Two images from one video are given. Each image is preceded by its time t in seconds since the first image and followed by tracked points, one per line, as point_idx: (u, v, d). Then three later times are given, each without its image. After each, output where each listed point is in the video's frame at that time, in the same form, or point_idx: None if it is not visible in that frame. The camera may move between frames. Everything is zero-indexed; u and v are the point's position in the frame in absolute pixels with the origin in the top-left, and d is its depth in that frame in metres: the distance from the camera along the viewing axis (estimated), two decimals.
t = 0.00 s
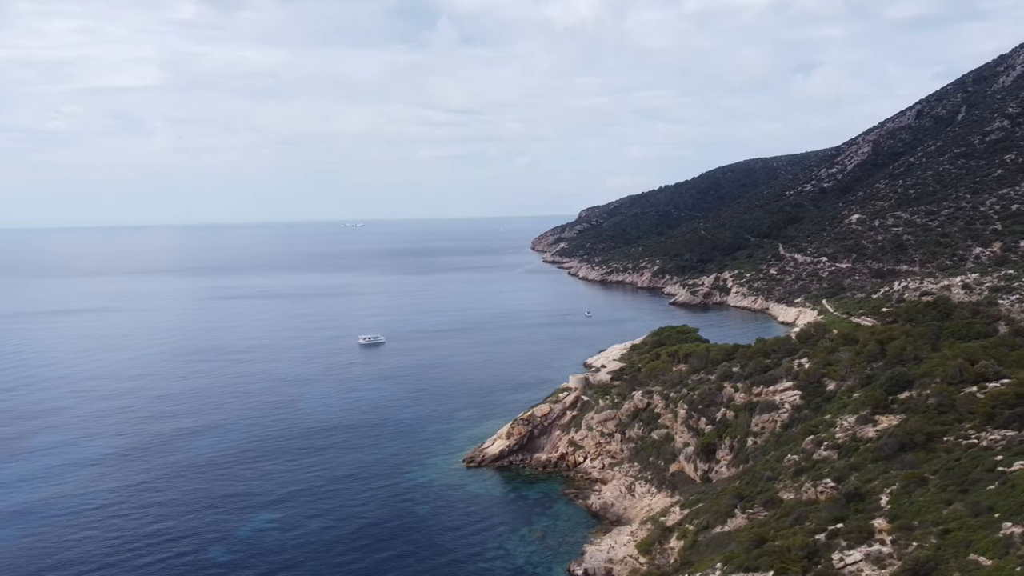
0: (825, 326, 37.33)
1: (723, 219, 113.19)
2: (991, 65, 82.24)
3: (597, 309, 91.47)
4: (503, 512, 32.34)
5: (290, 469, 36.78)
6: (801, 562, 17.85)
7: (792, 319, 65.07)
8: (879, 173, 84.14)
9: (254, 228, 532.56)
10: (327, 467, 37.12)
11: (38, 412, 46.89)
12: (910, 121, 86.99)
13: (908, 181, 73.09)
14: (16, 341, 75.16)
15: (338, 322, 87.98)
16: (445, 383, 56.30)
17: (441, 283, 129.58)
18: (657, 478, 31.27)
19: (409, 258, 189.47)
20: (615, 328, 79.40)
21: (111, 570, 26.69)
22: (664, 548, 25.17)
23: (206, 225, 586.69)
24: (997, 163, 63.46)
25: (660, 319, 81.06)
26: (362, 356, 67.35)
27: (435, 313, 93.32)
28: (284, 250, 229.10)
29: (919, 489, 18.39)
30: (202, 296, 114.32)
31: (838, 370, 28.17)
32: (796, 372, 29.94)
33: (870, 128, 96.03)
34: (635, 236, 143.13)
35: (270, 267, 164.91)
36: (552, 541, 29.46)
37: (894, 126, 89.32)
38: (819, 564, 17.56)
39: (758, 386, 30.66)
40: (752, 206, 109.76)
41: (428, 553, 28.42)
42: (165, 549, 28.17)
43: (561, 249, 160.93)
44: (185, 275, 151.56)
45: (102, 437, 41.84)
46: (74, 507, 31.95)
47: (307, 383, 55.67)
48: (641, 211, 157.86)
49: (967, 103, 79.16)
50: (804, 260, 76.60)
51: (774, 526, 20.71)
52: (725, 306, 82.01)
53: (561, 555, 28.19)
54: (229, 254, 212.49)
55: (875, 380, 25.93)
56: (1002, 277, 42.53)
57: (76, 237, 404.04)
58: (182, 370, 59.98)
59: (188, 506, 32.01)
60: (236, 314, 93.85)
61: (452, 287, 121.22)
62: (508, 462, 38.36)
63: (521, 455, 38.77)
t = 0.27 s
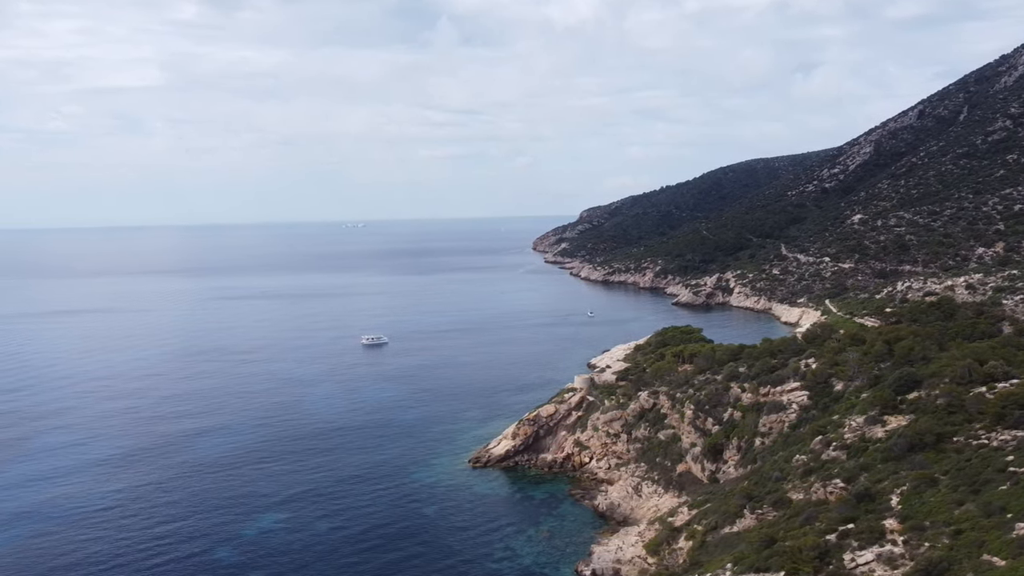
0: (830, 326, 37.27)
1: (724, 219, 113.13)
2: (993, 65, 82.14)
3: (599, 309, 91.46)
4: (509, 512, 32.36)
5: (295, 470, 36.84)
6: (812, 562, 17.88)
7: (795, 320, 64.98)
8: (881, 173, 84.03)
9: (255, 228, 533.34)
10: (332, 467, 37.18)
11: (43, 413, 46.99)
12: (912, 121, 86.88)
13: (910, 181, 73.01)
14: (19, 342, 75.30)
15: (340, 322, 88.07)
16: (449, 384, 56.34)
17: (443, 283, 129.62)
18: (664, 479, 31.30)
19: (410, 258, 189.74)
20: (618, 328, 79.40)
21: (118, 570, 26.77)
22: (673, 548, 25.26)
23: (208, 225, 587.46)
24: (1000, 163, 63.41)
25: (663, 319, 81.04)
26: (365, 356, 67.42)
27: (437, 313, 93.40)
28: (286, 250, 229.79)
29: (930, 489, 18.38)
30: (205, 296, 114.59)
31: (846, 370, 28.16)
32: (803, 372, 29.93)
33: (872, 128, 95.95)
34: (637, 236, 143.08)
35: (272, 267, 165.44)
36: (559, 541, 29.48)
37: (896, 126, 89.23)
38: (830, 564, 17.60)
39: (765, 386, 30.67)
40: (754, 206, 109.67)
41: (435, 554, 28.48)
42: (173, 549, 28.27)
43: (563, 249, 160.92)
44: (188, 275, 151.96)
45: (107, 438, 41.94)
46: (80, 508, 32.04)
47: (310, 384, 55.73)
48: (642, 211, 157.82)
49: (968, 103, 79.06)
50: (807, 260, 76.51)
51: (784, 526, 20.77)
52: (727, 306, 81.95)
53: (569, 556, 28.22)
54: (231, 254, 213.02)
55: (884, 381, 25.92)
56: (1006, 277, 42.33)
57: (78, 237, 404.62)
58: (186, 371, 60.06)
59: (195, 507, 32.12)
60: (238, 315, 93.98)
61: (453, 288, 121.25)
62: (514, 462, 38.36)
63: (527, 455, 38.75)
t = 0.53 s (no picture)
0: (834, 326, 37.21)
1: (727, 219, 113.06)
2: (995, 65, 82.13)
3: (602, 309, 91.50)
4: (514, 512, 32.39)
5: (300, 471, 36.93)
6: (822, 562, 17.90)
7: (798, 320, 64.89)
8: (884, 173, 83.91)
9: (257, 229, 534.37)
10: (337, 468, 37.28)
11: (48, 414, 47.16)
12: (914, 121, 86.77)
13: (912, 181, 72.86)
14: (23, 342, 75.54)
15: (343, 322, 88.24)
16: (452, 384, 56.41)
17: (445, 283, 129.74)
18: (670, 479, 31.31)
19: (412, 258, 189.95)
20: (620, 328, 79.44)
21: (125, 570, 26.89)
22: (680, 549, 25.33)
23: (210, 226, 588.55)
24: (1002, 164, 63.33)
25: (665, 319, 81.03)
26: (369, 357, 67.54)
27: (440, 314, 93.51)
28: (289, 250, 230.32)
29: (940, 489, 18.36)
30: (208, 296, 114.92)
31: (852, 370, 28.13)
32: (809, 373, 29.92)
33: (874, 128, 95.87)
34: (639, 236, 143.05)
35: (275, 267, 165.81)
36: (565, 542, 29.51)
37: (898, 127, 89.15)
38: (840, 565, 17.63)
39: (772, 387, 30.67)
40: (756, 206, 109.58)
41: (441, 553, 28.54)
42: (180, 550, 28.36)
43: (565, 249, 160.94)
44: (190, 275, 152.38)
45: (112, 438, 42.10)
46: (87, 509, 32.17)
47: (314, 384, 55.86)
48: (644, 211, 157.82)
49: (971, 103, 78.95)
50: (809, 260, 76.41)
51: (792, 526, 20.80)
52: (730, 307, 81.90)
53: (575, 556, 28.26)
54: (234, 254, 213.59)
55: (891, 381, 25.88)
56: (1010, 277, 42.11)
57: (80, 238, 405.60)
58: (190, 371, 60.23)
59: (201, 508, 32.22)
60: (241, 315, 94.18)
61: (456, 288, 121.37)
62: (519, 463, 38.38)
63: (532, 455, 38.76)
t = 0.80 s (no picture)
0: (839, 327, 37.20)
1: (729, 219, 113.03)
2: (998, 66, 82.09)
3: (604, 310, 91.57)
4: (519, 513, 32.42)
5: (305, 471, 37.02)
6: (829, 563, 17.92)
7: (801, 321, 64.85)
8: (887, 174, 83.78)
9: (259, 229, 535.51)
10: (340, 468, 37.39)
11: (53, 414, 47.36)
12: (917, 122, 86.67)
13: (915, 182, 72.77)
14: (27, 343, 75.81)
15: (345, 323, 88.43)
16: (455, 384, 56.50)
17: (447, 283, 129.83)
18: (675, 479, 31.35)
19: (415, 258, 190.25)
20: (623, 328, 79.46)
21: (130, 571, 27.01)
22: (687, 549, 25.38)
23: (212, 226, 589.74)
24: (1005, 164, 63.30)
25: (668, 320, 81.06)
26: (372, 357, 67.67)
27: (442, 314, 93.63)
28: (291, 251, 230.90)
29: (948, 490, 18.35)
30: (211, 296, 115.23)
31: (858, 371, 28.14)
32: (815, 373, 29.93)
33: (876, 129, 95.81)
34: (641, 236, 143.08)
35: (277, 268, 166.15)
36: (570, 542, 29.54)
37: (901, 127, 89.05)
38: (849, 566, 17.64)
39: (777, 387, 30.71)
40: (758, 207, 109.51)
41: (446, 554, 28.60)
42: (186, 551, 28.44)
43: (567, 250, 161.04)
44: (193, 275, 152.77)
45: (117, 439, 42.27)
46: (92, 510, 32.29)
47: (318, 385, 56.00)
48: (646, 211, 157.85)
49: (973, 104, 78.91)
50: (812, 261, 76.35)
51: (799, 526, 20.84)
52: (733, 307, 81.88)
53: (580, 556, 28.30)
54: (237, 255, 214.15)
55: (897, 381, 25.85)
56: (1013, 278, 41.95)
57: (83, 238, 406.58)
58: (194, 372, 60.42)
59: (206, 509, 32.31)
60: (244, 315, 94.42)
61: (458, 288, 121.51)
62: (523, 463, 38.41)
63: (536, 456, 38.78)
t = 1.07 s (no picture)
0: (842, 327, 37.19)
1: (731, 220, 113.04)
2: (999, 66, 82.04)
3: (606, 310, 91.63)
4: (522, 513, 32.45)
5: (308, 472, 37.07)
6: (835, 563, 17.91)
7: (803, 321, 64.82)
8: (889, 174, 83.71)
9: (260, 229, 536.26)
10: (344, 468, 37.47)
11: (56, 415, 47.49)
12: (918, 122, 86.58)
13: (917, 182, 72.69)
14: (30, 343, 76.03)
15: (347, 323, 88.57)
16: (457, 384, 56.56)
17: (448, 283, 129.94)
18: (679, 480, 31.35)
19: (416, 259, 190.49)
20: (625, 328, 79.43)
21: (135, 571, 27.10)
22: (691, 549, 25.38)
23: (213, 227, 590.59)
24: (1006, 165, 63.26)
25: (669, 320, 81.10)
26: (374, 357, 67.78)
27: (443, 314, 93.76)
28: (293, 251, 231.49)
29: (954, 490, 18.33)
30: (213, 296, 115.49)
31: (862, 371, 28.13)
32: (819, 373, 29.93)
33: (878, 129, 95.76)
34: (642, 237, 143.11)
35: (279, 268, 166.47)
36: (573, 542, 29.56)
37: (902, 127, 88.97)
38: (854, 566, 17.64)
39: (781, 388, 30.70)
40: (760, 207, 109.48)
41: (449, 554, 28.65)
42: (189, 551, 28.51)
43: (568, 250, 161.14)
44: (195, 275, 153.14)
45: (121, 439, 42.38)
46: (96, 510, 32.40)
47: (320, 385, 56.10)
48: (647, 211, 157.90)
49: (975, 104, 78.88)
50: (814, 261, 76.31)
51: (804, 527, 20.86)
52: (734, 307, 81.86)
53: (584, 556, 28.32)
54: (239, 255, 214.67)
55: (902, 382, 25.82)
56: (1016, 279, 41.84)
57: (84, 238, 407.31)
58: (196, 372, 60.55)
59: (210, 509, 32.38)
60: (246, 315, 94.63)
61: (459, 288, 121.64)
62: (527, 463, 38.43)
63: (539, 456, 38.80)
